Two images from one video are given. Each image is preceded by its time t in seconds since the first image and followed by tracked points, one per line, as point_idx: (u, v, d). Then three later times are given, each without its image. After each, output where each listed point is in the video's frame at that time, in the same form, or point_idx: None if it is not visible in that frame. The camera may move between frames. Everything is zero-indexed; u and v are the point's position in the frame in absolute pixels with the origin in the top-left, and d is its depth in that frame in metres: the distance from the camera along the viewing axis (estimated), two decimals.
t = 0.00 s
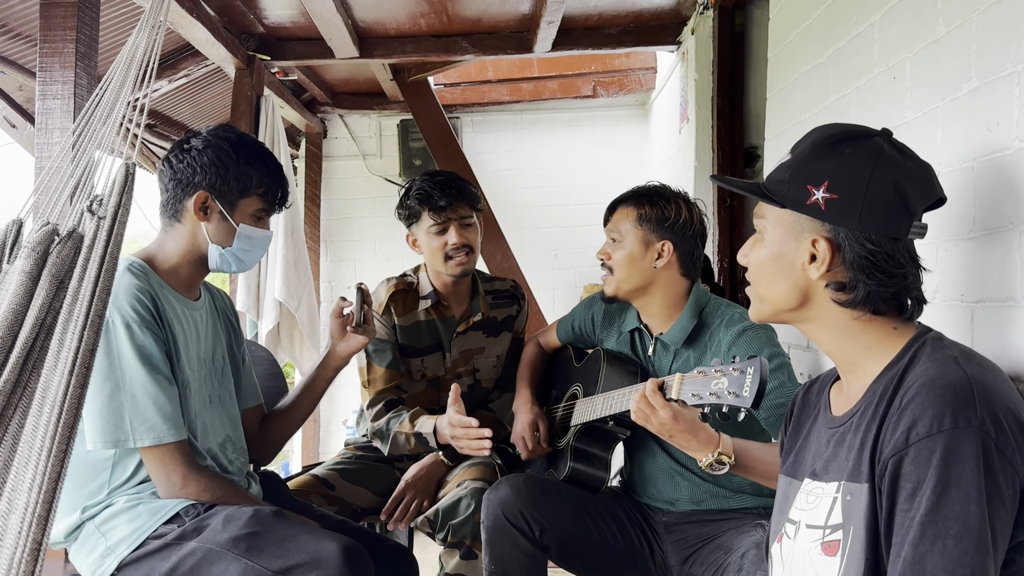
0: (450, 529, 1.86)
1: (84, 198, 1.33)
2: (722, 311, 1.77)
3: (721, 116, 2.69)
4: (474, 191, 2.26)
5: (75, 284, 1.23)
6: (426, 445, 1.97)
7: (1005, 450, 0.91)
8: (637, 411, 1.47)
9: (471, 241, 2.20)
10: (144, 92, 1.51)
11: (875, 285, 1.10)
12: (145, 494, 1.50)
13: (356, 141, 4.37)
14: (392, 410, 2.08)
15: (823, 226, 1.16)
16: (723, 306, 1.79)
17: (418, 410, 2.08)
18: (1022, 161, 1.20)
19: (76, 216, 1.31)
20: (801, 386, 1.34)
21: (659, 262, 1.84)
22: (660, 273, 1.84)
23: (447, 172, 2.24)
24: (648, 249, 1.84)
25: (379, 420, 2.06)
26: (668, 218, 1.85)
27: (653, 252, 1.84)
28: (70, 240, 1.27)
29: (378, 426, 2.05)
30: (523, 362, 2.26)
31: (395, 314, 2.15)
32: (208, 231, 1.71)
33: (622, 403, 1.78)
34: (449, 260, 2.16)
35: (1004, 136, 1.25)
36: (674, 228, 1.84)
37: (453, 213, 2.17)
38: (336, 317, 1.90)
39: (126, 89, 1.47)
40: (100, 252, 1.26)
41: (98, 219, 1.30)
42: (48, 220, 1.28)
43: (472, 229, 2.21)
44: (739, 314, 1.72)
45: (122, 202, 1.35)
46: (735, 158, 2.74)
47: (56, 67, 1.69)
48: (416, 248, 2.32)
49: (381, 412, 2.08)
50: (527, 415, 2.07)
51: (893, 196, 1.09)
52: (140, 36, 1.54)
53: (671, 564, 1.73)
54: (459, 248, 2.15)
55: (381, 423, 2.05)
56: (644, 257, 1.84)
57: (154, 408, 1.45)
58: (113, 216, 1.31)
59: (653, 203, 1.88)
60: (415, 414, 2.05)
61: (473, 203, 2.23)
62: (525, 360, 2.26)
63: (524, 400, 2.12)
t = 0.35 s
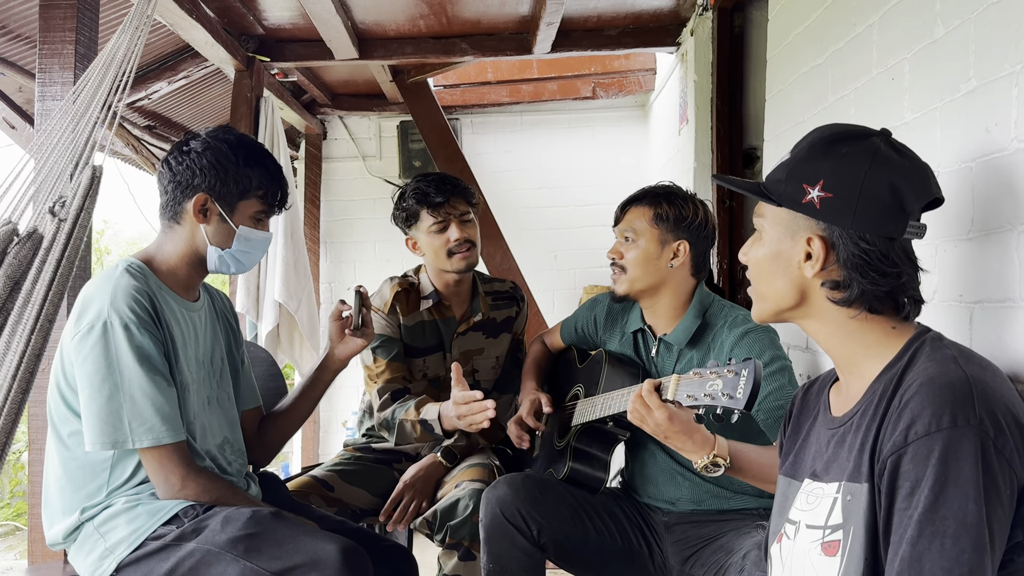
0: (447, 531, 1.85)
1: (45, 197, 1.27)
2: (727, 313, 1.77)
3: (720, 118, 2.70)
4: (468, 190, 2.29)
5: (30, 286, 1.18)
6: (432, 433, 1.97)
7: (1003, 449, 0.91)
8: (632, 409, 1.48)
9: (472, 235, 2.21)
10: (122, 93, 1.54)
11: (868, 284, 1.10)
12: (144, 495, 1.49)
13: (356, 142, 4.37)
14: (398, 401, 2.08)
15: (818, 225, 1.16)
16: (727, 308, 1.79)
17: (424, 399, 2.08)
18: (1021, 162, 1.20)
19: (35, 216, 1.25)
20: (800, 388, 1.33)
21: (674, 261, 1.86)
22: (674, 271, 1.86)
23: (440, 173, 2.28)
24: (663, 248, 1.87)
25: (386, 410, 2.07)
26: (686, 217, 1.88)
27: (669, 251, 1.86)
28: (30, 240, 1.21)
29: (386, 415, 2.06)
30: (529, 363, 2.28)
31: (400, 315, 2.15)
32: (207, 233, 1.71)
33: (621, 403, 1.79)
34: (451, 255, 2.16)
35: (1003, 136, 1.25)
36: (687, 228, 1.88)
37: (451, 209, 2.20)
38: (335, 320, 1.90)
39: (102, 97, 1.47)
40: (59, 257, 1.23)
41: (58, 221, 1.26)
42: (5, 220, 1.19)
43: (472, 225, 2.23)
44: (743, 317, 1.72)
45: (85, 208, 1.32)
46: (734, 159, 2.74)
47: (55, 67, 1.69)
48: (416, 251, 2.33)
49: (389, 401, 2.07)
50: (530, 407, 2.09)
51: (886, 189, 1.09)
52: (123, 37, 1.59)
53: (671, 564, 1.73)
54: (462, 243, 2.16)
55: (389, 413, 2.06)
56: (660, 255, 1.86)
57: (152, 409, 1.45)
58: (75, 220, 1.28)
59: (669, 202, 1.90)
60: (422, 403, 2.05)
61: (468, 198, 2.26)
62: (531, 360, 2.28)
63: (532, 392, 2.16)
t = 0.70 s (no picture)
0: (447, 532, 1.85)
1: (20, 195, 1.25)
2: (736, 318, 1.77)
3: (720, 119, 2.70)
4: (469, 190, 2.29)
5: None
6: (427, 414, 1.96)
7: (1005, 449, 0.91)
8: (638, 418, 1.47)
9: (473, 235, 2.21)
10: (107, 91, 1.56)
11: (872, 276, 1.10)
12: (144, 496, 1.49)
13: (356, 143, 4.37)
14: (392, 394, 2.07)
15: (826, 214, 1.17)
16: (736, 313, 1.79)
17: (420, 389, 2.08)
18: (1021, 162, 1.20)
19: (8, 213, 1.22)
20: (803, 387, 1.34)
21: (682, 265, 1.86)
22: (682, 275, 1.86)
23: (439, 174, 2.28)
24: (672, 251, 1.87)
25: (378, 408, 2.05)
26: (695, 220, 1.88)
27: (677, 255, 1.86)
28: (1, 238, 1.16)
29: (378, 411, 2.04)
30: (532, 363, 2.29)
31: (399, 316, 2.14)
32: (207, 234, 1.71)
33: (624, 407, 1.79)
34: (451, 255, 2.16)
35: (1002, 136, 1.25)
36: (696, 231, 1.88)
37: (451, 209, 2.20)
38: (334, 321, 1.90)
39: (84, 100, 1.47)
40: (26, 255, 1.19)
41: (31, 219, 1.23)
42: None
43: (472, 226, 2.23)
44: (753, 324, 1.72)
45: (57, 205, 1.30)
46: (734, 160, 2.74)
47: (55, 68, 1.69)
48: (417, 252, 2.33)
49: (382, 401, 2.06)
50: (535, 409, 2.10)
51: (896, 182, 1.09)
52: (108, 39, 1.61)
53: (672, 566, 1.74)
54: (462, 244, 2.16)
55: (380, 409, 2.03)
56: (668, 259, 1.86)
57: (151, 410, 1.45)
58: (47, 218, 1.25)
59: (679, 204, 1.90)
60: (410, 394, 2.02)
61: (468, 198, 2.26)
62: (535, 359, 2.30)
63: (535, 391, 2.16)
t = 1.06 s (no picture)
0: (447, 532, 1.85)
1: (33, 198, 1.26)
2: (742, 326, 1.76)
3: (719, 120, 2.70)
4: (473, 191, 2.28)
5: (17, 284, 1.16)
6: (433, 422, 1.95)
7: (1003, 444, 0.91)
8: (633, 429, 1.44)
9: (477, 240, 2.20)
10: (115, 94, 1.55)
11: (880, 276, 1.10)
12: (144, 496, 1.49)
13: (356, 143, 4.37)
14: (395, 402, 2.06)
15: (836, 218, 1.15)
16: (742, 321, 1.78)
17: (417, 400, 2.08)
18: (1021, 163, 1.20)
19: (23, 216, 1.23)
20: (802, 390, 1.34)
21: (674, 271, 1.83)
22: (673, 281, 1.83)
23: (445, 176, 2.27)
24: (665, 257, 1.84)
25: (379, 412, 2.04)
26: (689, 227, 1.84)
27: (669, 260, 1.83)
28: (19, 241, 1.19)
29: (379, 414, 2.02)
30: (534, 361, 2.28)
31: (400, 319, 2.14)
32: (209, 237, 1.71)
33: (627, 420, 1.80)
34: (454, 258, 2.15)
35: (1002, 137, 1.25)
36: (690, 237, 1.84)
37: (457, 213, 2.18)
38: (333, 321, 1.91)
39: (92, 102, 1.47)
40: (45, 258, 1.21)
41: (47, 221, 1.25)
42: None
43: (476, 229, 2.22)
44: (760, 333, 1.71)
45: (75, 206, 1.31)
46: (734, 161, 2.74)
47: (55, 68, 1.69)
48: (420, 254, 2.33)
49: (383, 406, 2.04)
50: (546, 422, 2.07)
51: (906, 197, 1.12)
52: (115, 38, 1.59)
53: (673, 569, 1.73)
54: (465, 248, 2.15)
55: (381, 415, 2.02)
56: (660, 264, 1.83)
57: (151, 410, 1.45)
58: (63, 220, 1.27)
59: (676, 210, 1.86)
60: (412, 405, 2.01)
61: (474, 202, 2.25)
62: (537, 355, 2.29)
63: (537, 394, 2.18)
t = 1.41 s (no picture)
0: (446, 532, 1.85)
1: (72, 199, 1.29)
2: (737, 333, 1.76)
3: (720, 118, 2.70)
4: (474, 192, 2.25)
5: (64, 285, 1.17)
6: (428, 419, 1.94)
7: (1002, 441, 0.90)
8: (628, 451, 1.52)
9: (478, 242, 2.18)
10: (137, 95, 1.52)
11: (885, 267, 1.13)
12: (143, 496, 1.49)
13: (356, 143, 4.37)
14: (394, 398, 2.05)
15: (852, 214, 1.17)
16: (738, 329, 1.78)
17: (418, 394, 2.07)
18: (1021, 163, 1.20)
19: (65, 217, 1.27)
20: (803, 392, 1.33)
21: (667, 275, 1.85)
22: (667, 287, 1.85)
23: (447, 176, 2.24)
24: (658, 262, 1.85)
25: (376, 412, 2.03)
26: (682, 233, 1.86)
27: (660, 265, 1.85)
28: (62, 241, 1.22)
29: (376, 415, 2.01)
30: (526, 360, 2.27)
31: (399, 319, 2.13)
32: (207, 233, 1.70)
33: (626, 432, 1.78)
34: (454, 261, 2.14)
35: (1003, 137, 1.24)
36: (685, 242, 1.85)
37: (458, 214, 2.17)
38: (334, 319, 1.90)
39: (117, 97, 1.45)
40: (90, 255, 1.23)
41: (87, 220, 1.27)
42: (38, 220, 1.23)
43: (478, 232, 2.20)
44: (756, 341, 1.71)
45: (112, 204, 1.32)
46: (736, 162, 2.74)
47: (55, 68, 1.69)
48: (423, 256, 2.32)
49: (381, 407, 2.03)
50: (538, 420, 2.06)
51: (915, 199, 1.18)
52: (134, 38, 1.56)
53: None
54: (466, 251, 2.13)
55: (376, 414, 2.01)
56: (652, 270, 1.85)
57: (149, 411, 1.45)
58: (102, 219, 1.28)
59: (668, 217, 1.88)
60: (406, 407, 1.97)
61: (475, 205, 2.24)
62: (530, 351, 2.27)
63: (526, 391, 2.14)
